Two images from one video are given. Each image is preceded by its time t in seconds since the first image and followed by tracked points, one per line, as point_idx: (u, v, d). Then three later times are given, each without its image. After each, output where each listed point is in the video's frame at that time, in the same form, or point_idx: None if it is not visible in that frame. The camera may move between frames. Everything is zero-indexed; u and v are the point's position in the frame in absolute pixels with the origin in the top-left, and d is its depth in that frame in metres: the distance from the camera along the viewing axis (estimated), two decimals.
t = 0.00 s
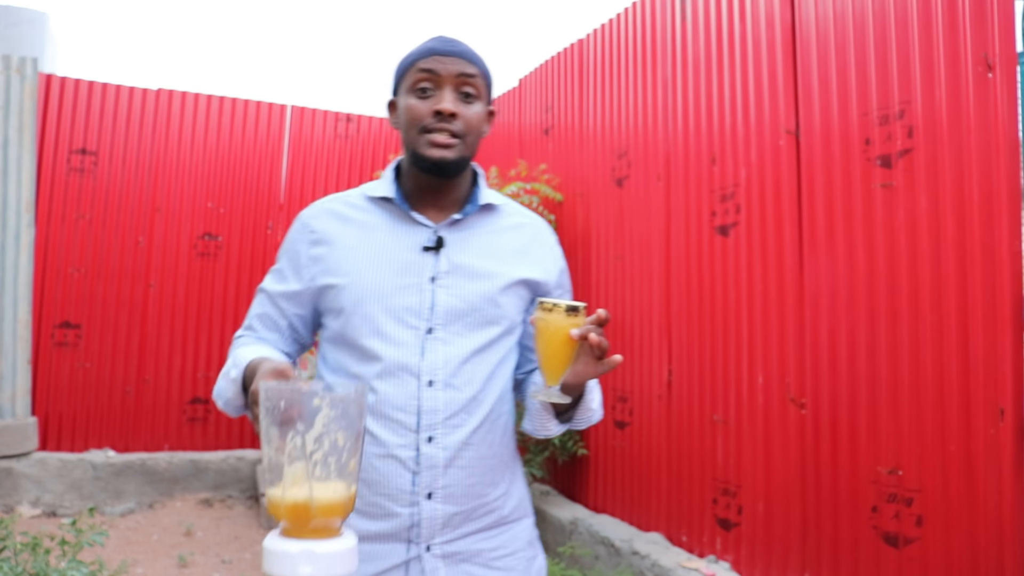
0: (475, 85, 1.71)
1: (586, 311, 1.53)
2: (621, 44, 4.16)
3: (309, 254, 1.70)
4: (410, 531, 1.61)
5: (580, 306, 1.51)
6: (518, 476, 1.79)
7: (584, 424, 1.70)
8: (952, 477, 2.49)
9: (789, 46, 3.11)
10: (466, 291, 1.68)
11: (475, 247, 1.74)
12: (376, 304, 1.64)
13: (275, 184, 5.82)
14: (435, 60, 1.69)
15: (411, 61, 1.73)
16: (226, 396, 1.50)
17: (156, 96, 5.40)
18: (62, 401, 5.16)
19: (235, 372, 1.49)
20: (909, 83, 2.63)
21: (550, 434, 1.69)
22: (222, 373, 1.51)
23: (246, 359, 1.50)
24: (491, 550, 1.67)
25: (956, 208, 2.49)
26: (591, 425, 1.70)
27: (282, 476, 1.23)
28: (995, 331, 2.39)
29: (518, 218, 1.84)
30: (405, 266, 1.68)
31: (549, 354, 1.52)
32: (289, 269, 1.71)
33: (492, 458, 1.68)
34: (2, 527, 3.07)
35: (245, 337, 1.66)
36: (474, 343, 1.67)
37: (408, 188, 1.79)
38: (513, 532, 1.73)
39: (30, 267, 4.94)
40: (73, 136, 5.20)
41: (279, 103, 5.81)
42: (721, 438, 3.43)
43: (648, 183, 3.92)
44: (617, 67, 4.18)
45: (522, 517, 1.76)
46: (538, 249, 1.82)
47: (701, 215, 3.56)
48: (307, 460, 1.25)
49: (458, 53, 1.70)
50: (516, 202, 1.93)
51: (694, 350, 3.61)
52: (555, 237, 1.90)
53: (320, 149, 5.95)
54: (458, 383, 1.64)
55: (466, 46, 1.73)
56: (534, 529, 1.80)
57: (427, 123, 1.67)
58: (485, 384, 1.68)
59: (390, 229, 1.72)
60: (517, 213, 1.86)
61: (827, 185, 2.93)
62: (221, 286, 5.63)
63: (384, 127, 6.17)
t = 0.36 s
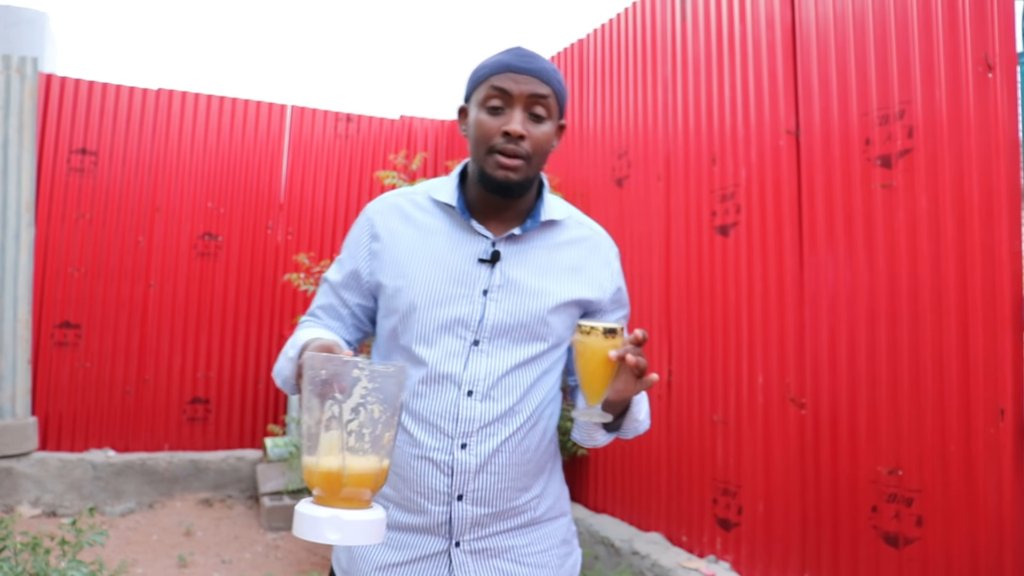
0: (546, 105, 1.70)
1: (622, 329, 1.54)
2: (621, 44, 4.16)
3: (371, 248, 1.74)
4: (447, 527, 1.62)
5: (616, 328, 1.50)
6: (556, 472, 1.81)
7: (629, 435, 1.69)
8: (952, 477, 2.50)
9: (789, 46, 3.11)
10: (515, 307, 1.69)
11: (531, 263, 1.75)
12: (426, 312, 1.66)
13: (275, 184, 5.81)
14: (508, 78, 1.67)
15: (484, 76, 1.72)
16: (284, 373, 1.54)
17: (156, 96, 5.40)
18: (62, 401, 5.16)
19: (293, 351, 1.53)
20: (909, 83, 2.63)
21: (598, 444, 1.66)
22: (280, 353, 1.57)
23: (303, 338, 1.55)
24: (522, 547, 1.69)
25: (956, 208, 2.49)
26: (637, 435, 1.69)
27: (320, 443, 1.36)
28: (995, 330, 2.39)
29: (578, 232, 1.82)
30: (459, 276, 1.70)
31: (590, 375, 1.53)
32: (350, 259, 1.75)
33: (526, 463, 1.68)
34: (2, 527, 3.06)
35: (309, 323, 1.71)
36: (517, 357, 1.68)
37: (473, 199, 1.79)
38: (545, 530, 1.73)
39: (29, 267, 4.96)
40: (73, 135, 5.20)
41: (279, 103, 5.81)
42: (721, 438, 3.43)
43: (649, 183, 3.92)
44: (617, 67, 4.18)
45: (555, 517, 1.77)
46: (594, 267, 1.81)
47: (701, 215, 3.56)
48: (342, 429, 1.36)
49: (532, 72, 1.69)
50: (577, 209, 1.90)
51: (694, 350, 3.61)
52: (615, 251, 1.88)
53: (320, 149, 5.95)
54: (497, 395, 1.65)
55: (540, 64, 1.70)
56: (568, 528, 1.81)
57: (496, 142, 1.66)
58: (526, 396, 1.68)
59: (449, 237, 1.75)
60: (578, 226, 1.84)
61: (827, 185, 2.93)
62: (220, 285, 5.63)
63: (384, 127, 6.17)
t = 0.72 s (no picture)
0: (563, 110, 1.71)
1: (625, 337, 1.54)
2: (620, 45, 4.16)
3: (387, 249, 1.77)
4: (458, 522, 1.64)
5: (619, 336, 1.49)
6: (570, 470, 1.82)
7: (629, 443, 1.69)
8: (953, 477, 2.49)
9: (788, 46, 3.11)
10: (527, 309, 1.69)
11: (543, 266, 1.75)
12: (439, 311, 1.68)
13: (275, 184, 5.81)
14: (526, 83, 1.69)
15: (502, 81, 1.74)
16: (306, 373, 1.60)
17: (156, 96, 5.40)
18: (62, 401, 5.15)
19: (314, 353, 1.57)
20: (908, 83, 2.63)
21: (597, 450, 1.67)
22: (302, 354, 1.61)
23: (326, 342, 1.59)
24: (535, 545, 1.70)
25: (956, 208, 2.49)
26: (636, 445, 1.69)
27: (349, 455, 1.34)
28: (995, 331, 2.39)
29: (591, 237, 1.83)
30: (472, 277, 1.71)
31: (590, 381, 1.52)
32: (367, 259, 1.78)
33: (538, 461, 1.69)
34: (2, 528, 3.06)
35: (327, 322, 1.75)
36: (529, 358, 1.69)
37: (488, 202, 1.80)
38: (558, 529, 1.74)
39: (29, 267, 4.95)
40: (73, 135, 5.20)
41: (279, 103, 5.81)
42: (721, 438, 3.43)
43: (648, 183, 3.92)
44: (617, 67, 4.18)
45: (568, 516, 1.78)
46: (606, 271, 1.81)
47: (701, 215, 3.56)
48: (374, 443, 1.34)
49: (549, 78, 1.70)
50: (590, 216, 1.91)
51: (694, 350, 3.61)
52: (627, 257, 1.88)
53: (320, 149, 5.95)
54: (508, 394, 1.66)
55: (558, 69, 1.72)
56: (582, 528, 1.82)
57: (512, 145, 1.68)
58: (536, 395, 1.69)
59: (464, 239, 1.76)
60: (592, 232, 1.84)
61: (827, 186, 2.93)
62: (220, 285, 5.62)
63: (383, 127, 6.16)
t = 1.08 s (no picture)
0: (562, 111, 1.71)
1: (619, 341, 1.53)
2: (620, 45, 4.16)
3: (393, 254, 1.78)
4: (466, 523, 1.64)
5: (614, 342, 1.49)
6: (578, 469, 1.82)
7: (636, 446, 1.69)
8: (953, 478, 2.49)
9: (788, 46, 3.11)
10: (532, 310, 1.69)
11: (547, 268, 1.75)
12: (446, 315, 1.69)
13: (275, 184, 5.81)
14: (525, 85, 1.69)
15: (502, 85, 1.74)
16: (306, 362, 1.57)
17: (156, 96, 5.40)
18: (62, 401, 5.15)
19: (317, 341, 1.56)
20: (908, 82, 2.63)
21: (602, 451, 1.68)
22: (304, 343, 1.59)
23: (327, 330, 1.57)
24: (544, 544, 1.69)
25: (956, 207, 2.49)
26: (641, 446, 1.69)
27: (378, 423, 1.33)
28: (995, 331, 2.39)
29: (594, 238, 1.84)
30: (478, 280, 1.72)
31: (586, 389, 1.52)
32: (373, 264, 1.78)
33: (545, 460, 1.70)
34: (2, 528, 3.06)
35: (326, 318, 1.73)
36: (534, 358, 1.69)
37: (492, 205, 1.81)
38: (566, 528, 1.74)
39: (29, 267, 4.95)
40: (72, 135, 5.20)
41: (279, 103, 5.81)
42: (721, 438, 3.43)
43: (648, 183, 3.92)
44: (617, 67, 4.18)
45: (577, 515, 1.78)
46: (609, 272, 1.81)
47: (701, 216, 3.56)
48: (404, 410, 1.33)
49: (548, 80, 1.70)
50: (593, 218, 1.91)
51: (694, 350, 3.61)
52: (630, 258, 1.88)
53: (320, 149, 5.95)
54: (513, 394, 1.67)
55: (556, 72, 1.72)
56: (590, 527, 1.82)
57: (513, 147, 1.68)
58: (542, 395, 1.70)
59: (468, 243, 1.77)
60: (594, 233, 1.84)
61: (827, 185, 2.93)
62: (220, 285, 5.62)
63: (383, 127, 6.16)
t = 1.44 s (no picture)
0: (568, 115, 1.71)
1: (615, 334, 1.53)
2: (620, 45, 4.17)
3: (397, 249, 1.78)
4: (469, 522, 1.64)
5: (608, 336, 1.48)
6: (582, 469, 1.82)
7: (644, 444, 1.67)
8: (953, 477, 2.49)
9: (788, 46, 3.11)
10: (536, 312, 1.70)
11: (551, 270, 1.76)
12: (451, 316, 1.70)
13: (275, 184, 5.81)
14: (532, 88, 1.70)
15: (509, 87, 1.74)
16: (288, 331, 1.55)
17: (156, 96, 5.40)
18: (62, 401, 5.15)
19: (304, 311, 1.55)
20: (908, 83, 2.63)
21: (609, 451, 1.68)
22: (288, 312, 1.58)
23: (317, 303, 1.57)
24: (547, 543, 1.70)
25: (956, 207, 2.49)
26: (648, 445, 1.67)
27: (410, 403, 1.31)
28: (995, 330, 2.39)
29: (597, 240, 1.84)
30: (482, 282, 1.72)
31: (582, 383, 1.52)
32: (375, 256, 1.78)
33: (549, 459, 1.70)
34: (2, 528, 3.05)
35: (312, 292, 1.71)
36: (537, 359, 1.70)
37: (497, 207, 1.81)
38: (570, 527, 1.74)
39: (29, 267, 4.95)
40: (72, 135, 5.20)
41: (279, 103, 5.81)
42: (721, 438, 3.43)
43: (648, 183, 3.92)
44: (617, 67, 4.18)
45: (581, 515, 1.78)
46: (613, 273, 1.81)
47: (701, 216, 3.56)
48: (437, 392, 1.32)
49: (555, 84, 1.71)
50: (596, 220, 1.92)
51: (694, 350, 3.61)
52: (634, 259, 1.88)
53: (320, 149, 5.95)
54: (517, 394, 1.67)
55: (563, 76, 1.72)
56: (594, 527, 1.82)
57: (519, 149, 1.68)
58: (546, 395, 1.71)
59: (474, 244, 1.77)
60: (597, 235, 1.85)
61: (828, 185, 2.94)
62: (220, 285, 5.62)
63: (383, 127, 6.16)
